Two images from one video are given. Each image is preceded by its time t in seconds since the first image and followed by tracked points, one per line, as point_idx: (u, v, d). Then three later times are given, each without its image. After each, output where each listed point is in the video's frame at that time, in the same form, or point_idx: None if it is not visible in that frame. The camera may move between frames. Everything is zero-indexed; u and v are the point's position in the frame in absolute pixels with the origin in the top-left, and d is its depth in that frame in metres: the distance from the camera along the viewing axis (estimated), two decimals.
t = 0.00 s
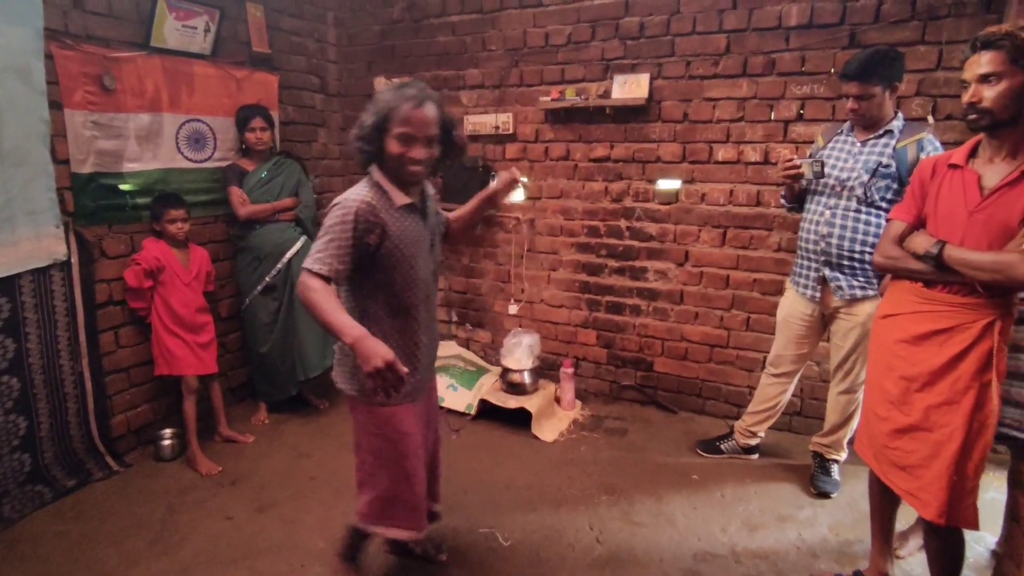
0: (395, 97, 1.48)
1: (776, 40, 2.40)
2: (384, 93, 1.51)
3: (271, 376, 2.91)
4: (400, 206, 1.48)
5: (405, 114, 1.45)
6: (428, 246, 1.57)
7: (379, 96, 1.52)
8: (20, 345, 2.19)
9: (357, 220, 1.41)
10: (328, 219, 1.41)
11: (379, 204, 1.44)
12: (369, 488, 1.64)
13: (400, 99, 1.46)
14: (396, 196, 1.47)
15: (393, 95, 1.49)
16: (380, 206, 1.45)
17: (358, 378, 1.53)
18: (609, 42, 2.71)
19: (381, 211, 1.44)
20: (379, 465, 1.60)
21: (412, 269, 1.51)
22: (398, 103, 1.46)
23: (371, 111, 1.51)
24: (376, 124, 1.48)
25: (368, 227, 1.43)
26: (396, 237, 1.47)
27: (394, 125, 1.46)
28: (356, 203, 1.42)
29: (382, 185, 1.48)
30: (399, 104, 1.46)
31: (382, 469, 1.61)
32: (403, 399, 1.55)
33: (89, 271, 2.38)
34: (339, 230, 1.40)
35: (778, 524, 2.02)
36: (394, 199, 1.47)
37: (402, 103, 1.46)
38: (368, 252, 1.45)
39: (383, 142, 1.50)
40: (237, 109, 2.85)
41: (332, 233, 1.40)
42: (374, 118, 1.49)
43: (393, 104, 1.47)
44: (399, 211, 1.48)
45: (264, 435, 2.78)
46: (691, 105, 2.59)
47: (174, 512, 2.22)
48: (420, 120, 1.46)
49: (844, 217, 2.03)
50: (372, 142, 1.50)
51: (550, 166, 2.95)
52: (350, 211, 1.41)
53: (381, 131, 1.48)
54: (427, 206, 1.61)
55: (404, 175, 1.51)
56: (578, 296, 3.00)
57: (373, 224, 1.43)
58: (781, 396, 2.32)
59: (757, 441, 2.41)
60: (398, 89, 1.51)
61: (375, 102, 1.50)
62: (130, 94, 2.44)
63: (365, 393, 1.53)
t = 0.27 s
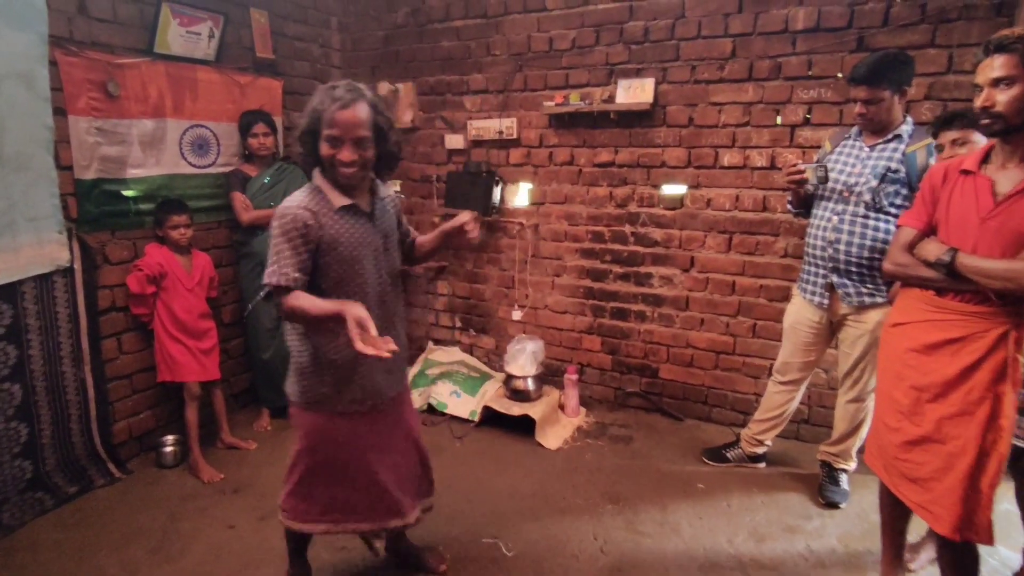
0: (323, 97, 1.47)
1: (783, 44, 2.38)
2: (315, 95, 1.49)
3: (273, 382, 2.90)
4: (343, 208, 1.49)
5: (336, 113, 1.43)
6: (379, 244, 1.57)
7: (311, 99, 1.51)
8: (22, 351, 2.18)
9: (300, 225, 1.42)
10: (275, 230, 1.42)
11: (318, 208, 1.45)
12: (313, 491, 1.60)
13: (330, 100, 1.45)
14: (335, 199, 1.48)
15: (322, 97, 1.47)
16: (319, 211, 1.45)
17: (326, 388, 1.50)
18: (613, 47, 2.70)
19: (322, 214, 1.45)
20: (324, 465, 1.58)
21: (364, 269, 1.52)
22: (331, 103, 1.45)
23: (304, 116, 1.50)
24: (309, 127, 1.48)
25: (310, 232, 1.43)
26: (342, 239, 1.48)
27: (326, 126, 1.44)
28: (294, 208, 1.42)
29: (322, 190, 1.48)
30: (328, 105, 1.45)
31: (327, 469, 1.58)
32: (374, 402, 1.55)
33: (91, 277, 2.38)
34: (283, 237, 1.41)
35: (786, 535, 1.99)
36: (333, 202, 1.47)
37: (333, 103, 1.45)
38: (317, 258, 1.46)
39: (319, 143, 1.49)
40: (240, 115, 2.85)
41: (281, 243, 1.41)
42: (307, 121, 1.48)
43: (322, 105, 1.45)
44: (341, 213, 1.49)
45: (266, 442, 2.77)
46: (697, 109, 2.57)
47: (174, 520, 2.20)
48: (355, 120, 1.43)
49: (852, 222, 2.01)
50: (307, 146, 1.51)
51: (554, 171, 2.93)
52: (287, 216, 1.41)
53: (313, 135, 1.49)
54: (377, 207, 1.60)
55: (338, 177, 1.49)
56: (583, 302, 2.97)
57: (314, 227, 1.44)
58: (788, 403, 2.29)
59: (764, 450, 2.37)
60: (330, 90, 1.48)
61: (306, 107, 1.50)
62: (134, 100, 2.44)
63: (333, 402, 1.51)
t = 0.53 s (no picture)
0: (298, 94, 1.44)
1: (796, 44, 2.34)
2: (288, 90, 1.46)
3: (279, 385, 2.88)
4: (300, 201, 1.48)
5: (326, 114, 1.42)
6: (343, 241, 1.54)
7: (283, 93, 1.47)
8: (28, 354, 2.17)
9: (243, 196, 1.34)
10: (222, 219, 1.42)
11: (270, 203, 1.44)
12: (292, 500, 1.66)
13: (306, 97, 1.43)
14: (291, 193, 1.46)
15: (299, 92, 1.44)
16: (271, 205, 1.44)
17: (280, 389, 1.55)
18: (623, 48, 2.67)
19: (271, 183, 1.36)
20: (301, 472, 1.63)
21: (323, 267, 1.50)
22: (315, 102, 1.43)
23: (275, 109, 1.45)
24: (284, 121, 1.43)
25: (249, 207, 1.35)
26: (291, 236, 1.46)
27: (310, 126, 1.42)
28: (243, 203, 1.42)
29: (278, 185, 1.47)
30: (302, 102, 1.42)
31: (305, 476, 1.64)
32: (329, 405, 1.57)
33: (98, 280, 2.37)
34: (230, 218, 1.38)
35: (799, 547, 1.94)
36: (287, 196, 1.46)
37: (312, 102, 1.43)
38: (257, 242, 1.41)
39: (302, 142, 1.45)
40: (247, 117, 2.84)
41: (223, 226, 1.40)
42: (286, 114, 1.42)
43: (301, 102, 1.42)
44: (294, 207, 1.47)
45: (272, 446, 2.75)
46: (707, 111, 2.54)
47: (179, 526, 2.18)
48: (335, 120, 1.44)
49: (866, 226, 1.96)
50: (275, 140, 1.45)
51: (563, 173, 2.90)
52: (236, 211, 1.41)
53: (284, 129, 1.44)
54: (342, 200, 1.57)
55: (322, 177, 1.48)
56: (591, 306, 2.94)
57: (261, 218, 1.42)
58: (801, 411, 2.24)
59: (776, 458, 2.33)
60: (313, 89, 1.46)
61: (280, 101, 1.45)
62: (141, 102, 2.43)
63: (287, 403, 1.55)
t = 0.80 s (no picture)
0: (332, 96, 1.45)
1: (812, 43, 2.30)
2: (310, 89, 1.44)
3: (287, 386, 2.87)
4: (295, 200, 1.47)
5: (354, 119, 1.50)
6: (338, 240, 1.52)
7: (302, 91, 1.43)
8: (39, 354, 2.17)
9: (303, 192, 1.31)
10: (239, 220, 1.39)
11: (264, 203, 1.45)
12: (298, 512, 1.60)
13: (341, 101, 1.46)
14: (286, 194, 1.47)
15: (322, 93, 1.44)
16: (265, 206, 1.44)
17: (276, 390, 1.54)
18: (635, 47, 2.63)
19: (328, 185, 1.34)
20: (308, 478, 1.59)
21: (318, 266, 1.48)
22: (347, 106, 1.48)
23: (303, 107, 1.40)
24: (321, 122, 1.41)
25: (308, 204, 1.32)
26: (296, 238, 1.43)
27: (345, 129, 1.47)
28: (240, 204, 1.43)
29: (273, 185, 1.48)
30: (336, 105, 1.45)
31: (312, 483, 1.59)
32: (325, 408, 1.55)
33: (108, 279, 2.36)
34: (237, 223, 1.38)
35: (814, 556, 1.90)
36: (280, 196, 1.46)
37: (347, 107, 1.48)
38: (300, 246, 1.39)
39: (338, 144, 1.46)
40: (257, 117, 2.83)
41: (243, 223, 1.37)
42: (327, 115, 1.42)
43: (337, 105, 1.45)
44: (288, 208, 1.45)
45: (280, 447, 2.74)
46: (721, 111, 2.50)
47: (187, 526, 2.17)
48: (358, 122, 1.52)
49: (883, 228, 1.91)
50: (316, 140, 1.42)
51: (573, 174, 2.87)
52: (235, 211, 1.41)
53: (323, 129, 1.42)
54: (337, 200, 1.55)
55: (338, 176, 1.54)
56: (602, 308, 2.91)
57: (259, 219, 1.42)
58: (816, 416, 2.20)
59: (789, 464, 2.29)
60: (323, 88, 1.46)
61: (308, 100, 1.41)
62: (152, 102, 2.42)
63: (285, 405, 1.54)
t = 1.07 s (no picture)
0: (338, 93, 1.43)
1: (827, 41, 2.27)
2: (318, 86, 1.43)
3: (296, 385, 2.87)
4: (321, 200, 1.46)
5: (362, 116, 1.45)
6: (361, 238, 1.51)
7: (310, 87, 1.43)
8: (51, 351, 2.18)
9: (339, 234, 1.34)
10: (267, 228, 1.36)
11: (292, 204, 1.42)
12: (311, 511, 1.60)
13: (348, 97, 1.43)
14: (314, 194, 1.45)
15: (333, 89, 1.43)
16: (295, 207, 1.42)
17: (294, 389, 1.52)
18: (646, 46, 2.61)
19: (362, 222, 1.39)
20: (320, 477, 1.58)
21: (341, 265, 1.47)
22: (355, 102, 1.44)
23: (308, 104, 1.41)
24: (323, 118, 1.40)
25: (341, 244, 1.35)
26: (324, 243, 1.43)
27: (349, 126, 1.43)
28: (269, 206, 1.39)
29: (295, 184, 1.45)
30: (342, 101, 1.42)
31: (324, 483, 1.59)
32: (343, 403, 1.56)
33: (119, 277, 2.37)
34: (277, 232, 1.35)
35: (826, 561, 1.88)
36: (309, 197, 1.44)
37: (355, 104, 1.44)
38: (333, 273, 1.41)
39: (340, 140, 1.43)
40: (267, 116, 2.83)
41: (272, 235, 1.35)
42: (327, 112, 1.40)
43: (343, 101, 1.42)
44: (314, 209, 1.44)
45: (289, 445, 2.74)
46: (733, 110, 2.47)
47: (196, 524, 2.17)
48: (368, 119, 1.47)
49: (898, 229, 1.89)
50: (312, 136, 1.41)
51: (583, 173, 2.86)
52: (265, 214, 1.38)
53: (325, 126, 1.40)
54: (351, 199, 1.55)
55: (347, 174, 1.52)
56: (611, 309, 2.89)
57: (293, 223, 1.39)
58: (828, 419, 2.17)
59: (801, 467, 2.26)
60: (333, 84, 1.46)
61: (312, 96, 1.41)
62: (163, 101, 2.43)
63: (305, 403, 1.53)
